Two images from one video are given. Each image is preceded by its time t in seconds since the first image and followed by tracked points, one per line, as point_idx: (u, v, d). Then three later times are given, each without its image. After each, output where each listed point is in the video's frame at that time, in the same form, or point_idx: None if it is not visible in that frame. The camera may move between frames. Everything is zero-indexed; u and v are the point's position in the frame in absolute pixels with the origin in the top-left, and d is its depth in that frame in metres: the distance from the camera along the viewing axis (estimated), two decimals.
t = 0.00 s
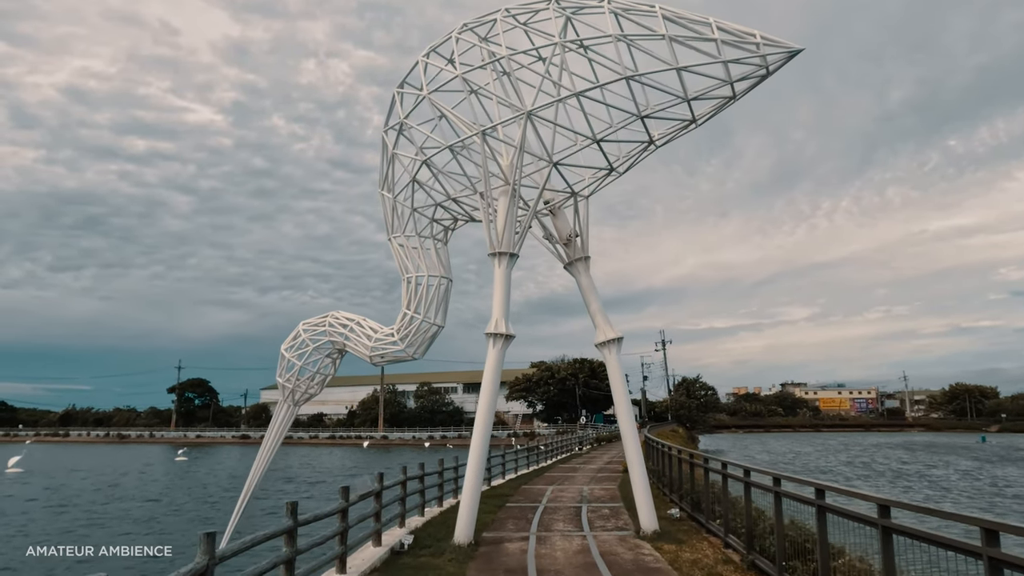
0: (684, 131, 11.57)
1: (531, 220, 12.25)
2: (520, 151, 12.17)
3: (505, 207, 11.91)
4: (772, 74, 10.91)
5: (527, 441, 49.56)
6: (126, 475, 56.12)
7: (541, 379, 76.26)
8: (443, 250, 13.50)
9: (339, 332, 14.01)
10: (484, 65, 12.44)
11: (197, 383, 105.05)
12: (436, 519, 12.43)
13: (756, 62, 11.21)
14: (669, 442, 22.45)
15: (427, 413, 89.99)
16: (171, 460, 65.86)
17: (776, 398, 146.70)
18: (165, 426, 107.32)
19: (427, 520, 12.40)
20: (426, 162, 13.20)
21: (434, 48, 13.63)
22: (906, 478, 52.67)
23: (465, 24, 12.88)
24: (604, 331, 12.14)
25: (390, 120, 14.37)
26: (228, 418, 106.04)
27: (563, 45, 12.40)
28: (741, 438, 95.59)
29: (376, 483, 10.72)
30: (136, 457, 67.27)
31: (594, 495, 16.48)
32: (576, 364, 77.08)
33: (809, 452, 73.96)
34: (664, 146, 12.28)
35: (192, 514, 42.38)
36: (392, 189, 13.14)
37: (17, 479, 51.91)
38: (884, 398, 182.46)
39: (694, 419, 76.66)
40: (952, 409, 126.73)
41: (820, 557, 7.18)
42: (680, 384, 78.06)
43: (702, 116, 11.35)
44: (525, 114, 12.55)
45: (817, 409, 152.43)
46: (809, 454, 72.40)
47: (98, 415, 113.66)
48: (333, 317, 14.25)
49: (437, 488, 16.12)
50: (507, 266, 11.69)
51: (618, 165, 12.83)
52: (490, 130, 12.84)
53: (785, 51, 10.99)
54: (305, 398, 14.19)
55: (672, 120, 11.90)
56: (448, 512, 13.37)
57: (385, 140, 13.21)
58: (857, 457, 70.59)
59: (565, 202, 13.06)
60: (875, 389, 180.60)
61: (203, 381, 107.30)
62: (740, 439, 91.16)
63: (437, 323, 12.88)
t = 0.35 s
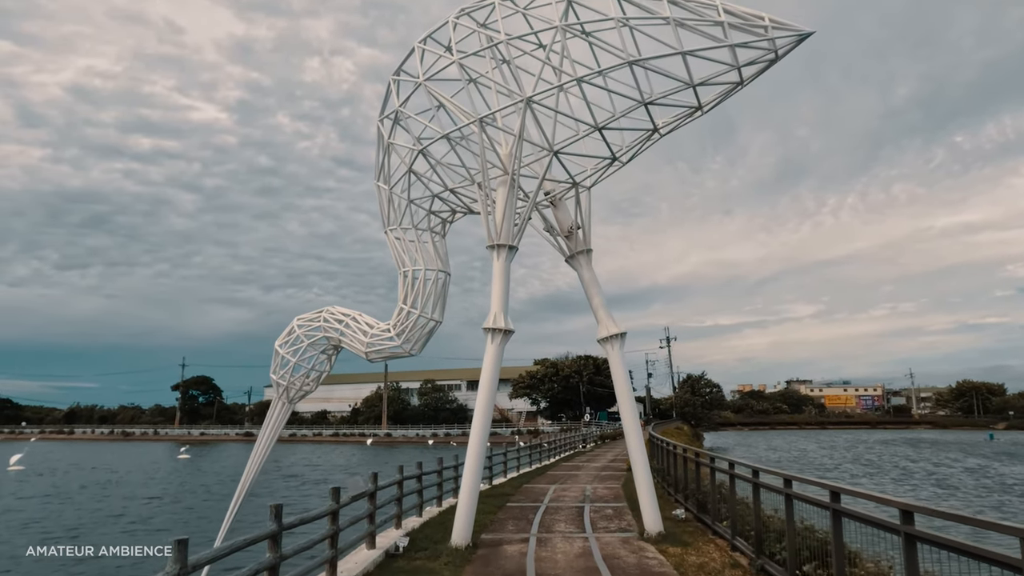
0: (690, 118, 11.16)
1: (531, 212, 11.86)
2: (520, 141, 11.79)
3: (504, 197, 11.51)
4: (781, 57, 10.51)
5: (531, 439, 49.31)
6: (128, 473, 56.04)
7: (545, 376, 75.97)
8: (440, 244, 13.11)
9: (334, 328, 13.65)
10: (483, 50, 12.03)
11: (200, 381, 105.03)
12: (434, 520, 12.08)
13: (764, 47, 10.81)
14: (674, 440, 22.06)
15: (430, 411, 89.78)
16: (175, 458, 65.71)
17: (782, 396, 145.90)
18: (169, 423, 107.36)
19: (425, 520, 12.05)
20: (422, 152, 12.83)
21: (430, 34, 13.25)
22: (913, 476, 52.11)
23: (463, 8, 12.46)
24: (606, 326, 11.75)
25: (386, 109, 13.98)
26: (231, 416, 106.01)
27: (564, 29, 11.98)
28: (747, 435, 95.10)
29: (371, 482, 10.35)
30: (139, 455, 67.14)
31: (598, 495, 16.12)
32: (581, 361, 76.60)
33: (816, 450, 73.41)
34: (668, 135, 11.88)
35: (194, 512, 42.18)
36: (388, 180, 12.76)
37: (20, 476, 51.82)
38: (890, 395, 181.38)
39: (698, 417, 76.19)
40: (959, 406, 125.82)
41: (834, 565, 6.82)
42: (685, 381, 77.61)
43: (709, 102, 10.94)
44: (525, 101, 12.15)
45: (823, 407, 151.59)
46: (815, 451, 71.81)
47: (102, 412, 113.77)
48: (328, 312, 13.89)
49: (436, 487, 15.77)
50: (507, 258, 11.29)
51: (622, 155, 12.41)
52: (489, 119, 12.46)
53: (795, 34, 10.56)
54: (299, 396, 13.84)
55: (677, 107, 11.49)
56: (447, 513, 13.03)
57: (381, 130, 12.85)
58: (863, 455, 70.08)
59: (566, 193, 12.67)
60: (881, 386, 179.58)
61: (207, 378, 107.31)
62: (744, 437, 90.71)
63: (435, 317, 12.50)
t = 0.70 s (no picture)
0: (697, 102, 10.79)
1: (532, 199, 11.49)
2: (521, 127, 11.43)
3: (505, 184, 11.15)
4: (792, 37, 10.12)
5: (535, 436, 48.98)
6: (133, 469, 55.88)
7: (549, 373, 75.64)
8: (440, 234, 12.77)
9: (331, 320, 13.31)
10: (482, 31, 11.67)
11: (204, 377, 105.05)
12: (434, 518, 11.76)
13: (774, 27, 10.41)
14: (680, 436, 21.67)
15: (434, 408, 89.56)
16: (179, 454, 65.66)
17: (787, 393, 145.16)
18: (173, 420, 107.48)
19: (424, 518, 11.74)
20: (420, 139, 12.47)
21: (428, 17, 12.90)
22: (920, 473, 51.54)
23: None
24: (611, 319, 11.39)
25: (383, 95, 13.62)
26: (235, 413, 106.01)
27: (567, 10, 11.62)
28: (752, 432, 94.55)
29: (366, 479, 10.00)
30: (144, 452, 67.10)
31: (602, 492, 15.75)
32: (585, 358, 76.15)
33: (822, 447, 72.82)
34: (673, 120, 11.49)
35: (198, 508, 42.03)
36: (385, 168, 12.42)
37: (23, 472, 51.65)
38: (896, 392, 180.27)
39: (704, 414, 75.71)
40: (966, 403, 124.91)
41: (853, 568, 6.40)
42: (690, 377, 77.14)
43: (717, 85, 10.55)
44: (526, 85, 11.80)
45: (829, 404, 150.77)
46: (822, 448, 71.24)
47: (107, 408, 114.01)
48: (325, 305, 13.55)
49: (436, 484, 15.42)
50: (507, 248, 10.93)
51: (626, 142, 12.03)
52: (489, 105, 12.10)
53: (806, 14, 10.16)
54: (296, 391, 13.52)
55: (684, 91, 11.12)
56: (447, 511, 12.71)
57: (378, 116, 12.50)
58: (870, 452, 69.54)
59: (569, 180, 12.32)
60: (888, 383, 178.57)
61: (211, 375, 107.38)
62: (750, 434, 90.19)
63: (435, 309, 12.18)
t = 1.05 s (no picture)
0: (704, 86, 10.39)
1: (534, 188, 11.14)
2: (521, 113, 11.07)
3: (505, 172, 10.79)
4: (804, 18, 9.71)
5: (540, 431, 48.79)
6: (139, 464, 55.87)
7: (555, 368, 75.32)
8: (439, 225, 12.42)
9: (329, 313, 13.02)
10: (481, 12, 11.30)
11: (211, 372, 105.23)
12: (432, 516, 11.45)
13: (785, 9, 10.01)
14: (686, 432, 21.32)
15: (440, 403, 89.45)
16: (185, 449, 65.74)
17: (795, 389, 144.22)
18: (181, 414, 107.80)
19: (423, 517, 11.43)
20: (418, 126, 12.12)
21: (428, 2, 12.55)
22: (928, 470, 50.95)
23: None
24: (615, 312, 11.04)
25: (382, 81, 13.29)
26: (242, 407, 106.18)
27: None
28: (760, 428, 93.96)
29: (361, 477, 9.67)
30: (151, 446, 67.25)
31: (607, 489, 15.46)
32: (591, 354, 75.87)
33: (830, 443, 72.26)
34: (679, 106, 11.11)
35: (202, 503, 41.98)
36: (383, 156, 12.10)
37: (28, 467, 51.71)
38: (904, 388, 179.24)
39: (711, 410, 75.32)
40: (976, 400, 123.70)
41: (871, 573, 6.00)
42: (697, 373, 76.76)
43: (726, 68, 10.14)
44: (527, 70, 11.43)
45: (837, 399, 150.04)
46: (830, 444, 70.70)
47: (115, 403, 114.45)
48: (322, 297, 13.25)
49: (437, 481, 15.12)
50: (507, 238, 10.56)
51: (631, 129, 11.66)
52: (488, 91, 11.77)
53: None
54: (294, 385, 13.24)
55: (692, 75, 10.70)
56: (447, 508, 12.40)
57: (376, 103, 12.17)
58: (879, 448, 68.91)
59: (572, 169, 11.96)
60: (896, 379, 177.62)
61: (218, 370, 107.58)
62: (757, 430, 89.58)
63: (434, 302, 11.89)
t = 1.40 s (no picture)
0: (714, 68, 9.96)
1: (536, 176, 10.75)
2: (524, 97, 10.67)
3: (507, 159, 10.41)
4: None
5: (548, 427, 48.41)
6: (146, 459, 55.98)
7: (562, 363, 74.93)
8: (440, 215, 12.05)
9: (326, 306, 12.69)
10: None
11: (218, 367, 105.39)
12: (433, 515, 11.13)
13: None
14: (694, 428, 20.92)
15: (447, 398, 89.13)
16: (192, 444, 65.74)
17: (803, 384, 143.25)
18: (189, 410, 108.07)
19: (423, 516, 11.12)
20: (417, 112, 11.74)
21: None
22: (940, 466, 50.19)
23: None
24: (621, 304, 10.65)
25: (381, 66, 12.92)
26: (249, 403, 106.27)
27: None
28: (769, 423, 93.42)
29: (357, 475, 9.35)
30: (158, 441, 67.35)
31: (613, 486, 15.12)
32: (598, 349, 75.51)
33: (839, 438, 71.46)
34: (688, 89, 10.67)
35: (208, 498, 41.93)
36: (382, 144, 11.75)
37: (35, 462, 51.80)
38: (914, 383, 177.62)
39: (719, 405, 74.74)
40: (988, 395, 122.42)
41: None
42: (705, 368, 76.27)
43: (737, 50, 9.70)
44: (529, 52, 11.03)
45: (846, 395, 148.90)
46: (839, 440, 69.88)
47: (123, 398, 114.89)
48: (320, 290, 12.92)
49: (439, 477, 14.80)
50: (508, 227, 10.18)
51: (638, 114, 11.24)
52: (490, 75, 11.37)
53: None
54: (291, 379, 12.92)
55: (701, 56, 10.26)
56: (448, 506, 12.09)
57: (374, 88, 11.81)
58: (889, 444, 68.27)
59: (577, 156, 11.56)
60: (906, 374, 176.05)
61: (226, 365, 107.73)
62: (766, 425, 88.96)
63: (434, 294, 11.59)
